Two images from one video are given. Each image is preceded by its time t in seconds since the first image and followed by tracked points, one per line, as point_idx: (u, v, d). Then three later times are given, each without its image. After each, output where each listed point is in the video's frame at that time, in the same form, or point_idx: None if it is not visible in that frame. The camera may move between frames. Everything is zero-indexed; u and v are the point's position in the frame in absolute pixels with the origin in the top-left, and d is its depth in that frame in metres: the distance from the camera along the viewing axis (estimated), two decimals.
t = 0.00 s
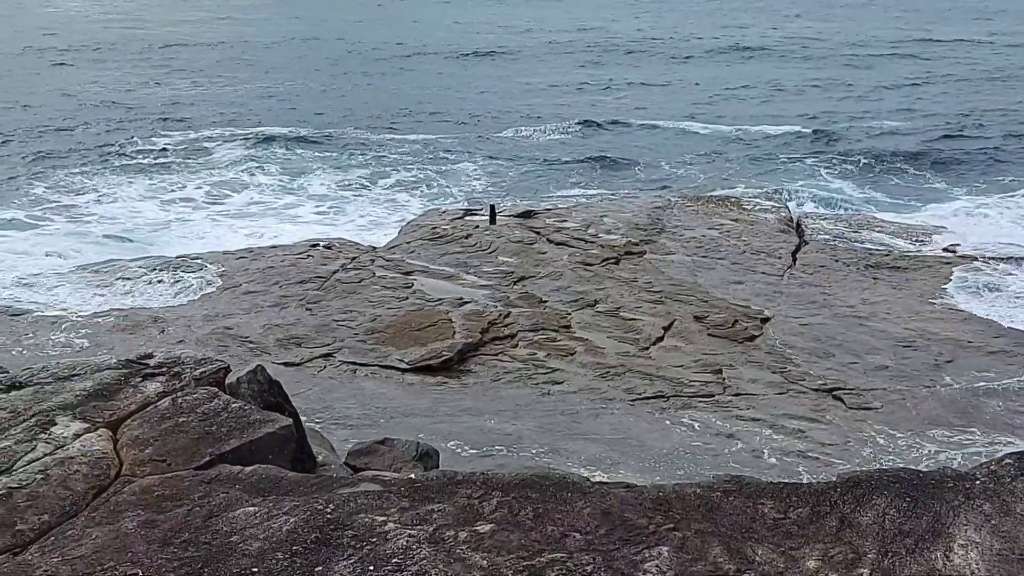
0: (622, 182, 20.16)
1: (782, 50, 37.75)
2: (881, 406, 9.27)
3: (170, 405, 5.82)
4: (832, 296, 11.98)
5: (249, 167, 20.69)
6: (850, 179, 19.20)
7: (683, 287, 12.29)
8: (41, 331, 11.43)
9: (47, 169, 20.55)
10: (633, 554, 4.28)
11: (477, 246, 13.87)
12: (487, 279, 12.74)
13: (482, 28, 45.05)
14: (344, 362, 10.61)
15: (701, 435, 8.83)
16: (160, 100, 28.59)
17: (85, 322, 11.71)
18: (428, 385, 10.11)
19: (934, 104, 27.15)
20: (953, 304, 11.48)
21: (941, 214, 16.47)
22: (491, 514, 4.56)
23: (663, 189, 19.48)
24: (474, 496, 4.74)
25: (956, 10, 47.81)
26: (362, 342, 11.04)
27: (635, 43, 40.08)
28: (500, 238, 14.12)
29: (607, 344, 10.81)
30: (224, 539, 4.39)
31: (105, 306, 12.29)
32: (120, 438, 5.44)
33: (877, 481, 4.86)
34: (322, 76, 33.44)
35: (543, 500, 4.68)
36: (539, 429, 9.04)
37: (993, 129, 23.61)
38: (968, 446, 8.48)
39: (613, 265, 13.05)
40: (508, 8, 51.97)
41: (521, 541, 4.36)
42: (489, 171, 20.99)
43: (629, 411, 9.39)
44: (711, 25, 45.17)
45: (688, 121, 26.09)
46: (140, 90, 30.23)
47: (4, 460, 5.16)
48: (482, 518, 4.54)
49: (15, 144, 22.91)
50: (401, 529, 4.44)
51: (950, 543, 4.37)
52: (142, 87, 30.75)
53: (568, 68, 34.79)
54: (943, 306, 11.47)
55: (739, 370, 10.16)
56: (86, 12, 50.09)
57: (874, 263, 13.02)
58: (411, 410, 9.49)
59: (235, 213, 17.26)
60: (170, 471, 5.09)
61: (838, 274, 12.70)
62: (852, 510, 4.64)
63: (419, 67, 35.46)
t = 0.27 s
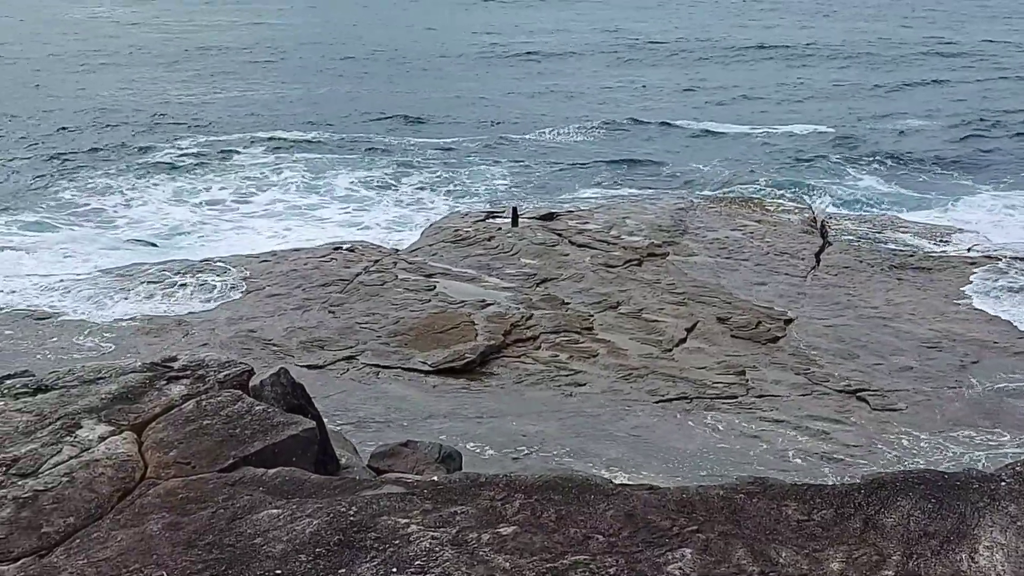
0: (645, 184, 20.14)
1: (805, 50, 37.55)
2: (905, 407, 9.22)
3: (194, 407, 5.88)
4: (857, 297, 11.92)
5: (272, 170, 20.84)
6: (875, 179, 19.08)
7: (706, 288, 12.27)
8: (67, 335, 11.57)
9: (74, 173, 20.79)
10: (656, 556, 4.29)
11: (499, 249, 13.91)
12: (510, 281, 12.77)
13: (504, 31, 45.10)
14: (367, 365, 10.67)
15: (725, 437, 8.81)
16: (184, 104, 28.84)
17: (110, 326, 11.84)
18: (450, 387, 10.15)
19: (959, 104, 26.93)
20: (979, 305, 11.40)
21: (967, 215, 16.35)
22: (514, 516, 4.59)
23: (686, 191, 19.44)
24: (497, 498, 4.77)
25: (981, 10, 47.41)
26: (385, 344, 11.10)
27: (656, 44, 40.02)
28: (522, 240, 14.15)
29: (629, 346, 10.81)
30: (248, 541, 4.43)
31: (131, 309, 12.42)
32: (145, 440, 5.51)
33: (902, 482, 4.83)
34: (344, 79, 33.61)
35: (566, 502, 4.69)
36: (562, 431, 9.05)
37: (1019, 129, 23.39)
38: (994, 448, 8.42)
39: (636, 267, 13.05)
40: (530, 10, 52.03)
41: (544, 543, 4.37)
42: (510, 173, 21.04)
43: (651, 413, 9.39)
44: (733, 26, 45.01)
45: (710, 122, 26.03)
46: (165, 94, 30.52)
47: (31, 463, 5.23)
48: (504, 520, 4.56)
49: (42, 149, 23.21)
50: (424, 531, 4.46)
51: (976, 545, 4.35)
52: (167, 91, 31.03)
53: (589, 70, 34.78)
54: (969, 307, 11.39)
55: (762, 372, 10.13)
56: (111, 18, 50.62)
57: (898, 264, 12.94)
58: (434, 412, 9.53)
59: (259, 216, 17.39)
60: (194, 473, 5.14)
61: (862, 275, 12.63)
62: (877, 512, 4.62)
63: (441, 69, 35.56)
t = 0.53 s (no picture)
0: (671, 186, 20.11)
1: (834, 53, 37.32)
2: (933, 411, 9.16)
3: (221, 407, 5.97)
4: (884, 301, 11.85)
5: (299, 171, 21.00)
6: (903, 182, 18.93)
7: (732, 291, 12.24)
8: (97, 335, 11.74)
9: (105, 174, 21.08)
10: (682, 559, 4.29)
11: (525, 251, 13.95)
12: (536, 283, 12.81)
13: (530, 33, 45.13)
14: (393, 366, 10.75)
15: (751, 441, 8.79)
16: (213, 106, 29.11)
17: (140, 326, 12.00)
18: (476, 389, 10.19)
19: (991, 107, 26.64)
20: (1008, 311, 11.31)
21: (997, 218, 16.19)
22: (540, 519, 4.62)
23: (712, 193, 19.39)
24: (523, 500, 4.80)
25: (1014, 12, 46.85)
26: (411, 346, 11.17)
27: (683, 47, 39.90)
28: (548, 242, 14.18)
29: (655, 349, 10.81)
30: (274, 541, 4.48)
31: (160, 309, 12.58)
32: (173, 440, 5.59)
33: (929, 488, 4.81)
34: (372, 80, 33.81)
35: (592, 505, 4.71)
36: (587, 434, 9.07)
37: None
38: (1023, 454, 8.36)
39: (662, 269, 13.04)
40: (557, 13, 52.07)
41: (570, 545, 4.39)
42: (536, 175, 21.05)
43: (677, 416, 9.39)
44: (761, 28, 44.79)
45: (737, 124, 25.92)
46: (195, 95, 30.86)
47: (61, 461, 5.34)
48: (530, 522, 4.59)
49: (74, 149, 23.54)
50: (450, 532, 4.50)
51: (1005, 551, 4.32)
52: (196, 93, 31.38)
53: (617, 72, 34.76)
54: (998, 313, 11.29)
55: (789, 375, 10.10)
56: (142, 19, 51.23)
57: (927, 267, 12.85)
58: (459, 414, 9.58)
59: (286, 217, 17.54)
60: (221, 473, 5.22)
61: (891, 278, 12.56)
62: (905, 517, 4.60)
63: (468, 71, 35.64)
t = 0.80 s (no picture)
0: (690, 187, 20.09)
1: (855, 54, 37.13)
2: (955, 413, 9.13)
3: (242, 407, 6.02)
4: (906, 302, 11.81)
5: (320, 172, 21.14)
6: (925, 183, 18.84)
7: (753, 292, 12.23)
8: (120, 335, 11.88)
9: (128, 174, 21.32)
10: (703, 561, 4.30)
11: (545, 252, 13.99)
12: (556, 284, 12.84)
13: (550, 34, 45.15)
14: (414, 367, 10.81)
15: (771, 442, 8.78)
16: (235, 107, 29.34)
17: (163, 326, 12.13)
18: (495, 390, 10.24)
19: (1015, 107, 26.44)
20: None
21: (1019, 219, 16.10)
22: (560, 519, 4.63)
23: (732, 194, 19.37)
24: (543, 501, 4.82)
25: None
26: (431, 346, 11.23)
27: (704, 48, 39.83)
28: (568, 243, 14.21)
29: (675, 350, 10.82)
30: (295, 541, 4.50)
31: (181, 308, 12.70)
32: (194, 439, 5.65)
33: (950, 490, 4.81)
34: (392, 82, 33.96)
35: (612, 507, 4.73)
36: (607, 435, 9.09)
37: None
38: None
39: (682, 271, 13.04)
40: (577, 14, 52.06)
41: (590, 546, 4.40)
42: (556, 176, 21.09)
43: (696, 417, 9.38)
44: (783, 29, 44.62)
45: (758, 126, 25.86)
46: (216, 96, 31.13)
47: (83, 461, 5.40)
48: (550, 523, 4.61)
49: (98, 150, 23.82)
50: (470, 533, 4.52)
51: None
52: (218, 94, 31.65)
53: (637, 73, 34.76)
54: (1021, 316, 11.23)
55: (810, 376, 10.08)
56: (165, 21, 51.72)
57: (949, 269, 12.79)
58: (479, 415, 9.63)
59: (307, 218, 17.66)
60: (242, 473, 5.26)
61: (912, 280, 12.51)
62: (927, 519, 4.60)
63: (488, 72, 35.73)
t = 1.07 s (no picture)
0: (711, 188, 20.02)
1: (879, 55, 36.90)
2: (979, 416, 9.07)
3: (264, 406, 6.07)
4: (929, 303, 11.73)
5: (341, 173, 21.24)
6: (949, 184, 18.69)
7: (775, 293, 12.18)
8: (143, 334, 11.98)
9: (151, 175, 21.50)
10: (724, 563, 4.29)
11: (566, 253, 14.00)
12: (577, 285, 12.84)
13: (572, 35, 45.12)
14: (435, 367, 10.85)
15: (794, 444, 8.75)
16: (258, 108, 29.53)
17: (186, 326, 12.23)
18: (516, 390, 10.26)
19: None
20: None
21: None
22: (580, 520, 4.64)
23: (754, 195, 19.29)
24: (563, 502, 4.83)
25: None
26: (452, 347, 11.26)
27: (726, 49, 39.67)
28: (590, 244, 14.21)
29: (697, 351, 10.79)
30: (316, 541, 4.53)
31: (204, 308, 12.80)
32: (216, 439, 5.70)
33: (974, 492, 4.78)
34: (413, 83, 34.05)
35: (633, 508, 4.73)
36: (628, 436, 9.09)
37: None
38: None
39: (704, 271, 13.00)
40: (598, 15, 52.01)
41: (611, 547, 4.41)
42: (577, 177, 21.08)
43: (718, 418, 9.37)
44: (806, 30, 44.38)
45: (780, 126, 25.74)
46: (239, 97, 31.36)
47: (107, 460, 5.46)
48: (570, 524, 4.62)
49: (122, 150, 24.06)
50: (491, 533, 4.53)
51: None
52: (241, 95, 31.88)
53: (658, 74, 34.68)
54: None
55: (832, 378, 10.03)
56: (189, 22, 52.12)
57: (973, 270, 12.69)
58: (499, 416, 9.65)
59: (328, 218, 17.75)
60: (263, 473, 5.30)
61: (936, 281, 12.42)
62: (950, 521, 4.57)
63: (509, 73, 35.76)
